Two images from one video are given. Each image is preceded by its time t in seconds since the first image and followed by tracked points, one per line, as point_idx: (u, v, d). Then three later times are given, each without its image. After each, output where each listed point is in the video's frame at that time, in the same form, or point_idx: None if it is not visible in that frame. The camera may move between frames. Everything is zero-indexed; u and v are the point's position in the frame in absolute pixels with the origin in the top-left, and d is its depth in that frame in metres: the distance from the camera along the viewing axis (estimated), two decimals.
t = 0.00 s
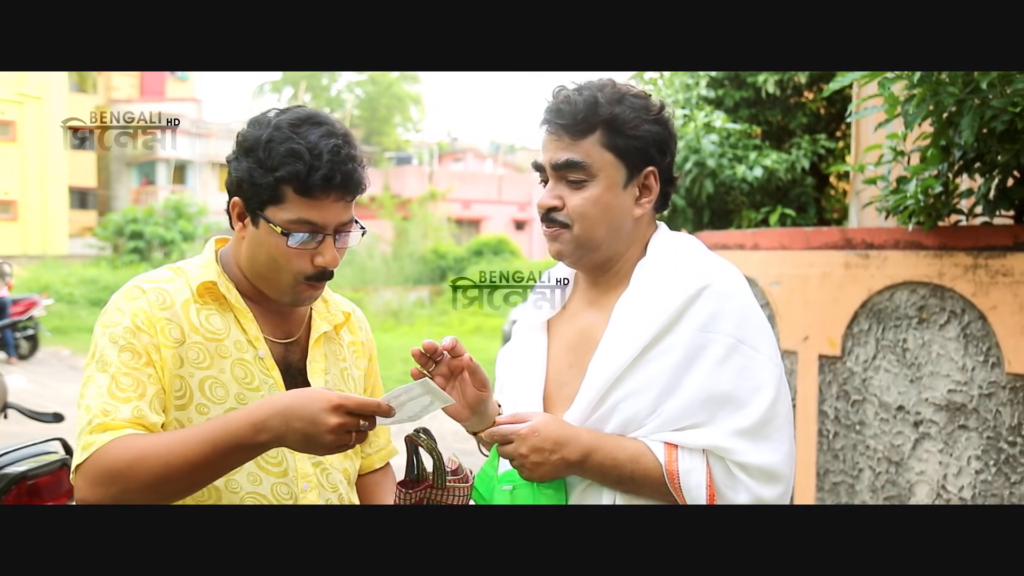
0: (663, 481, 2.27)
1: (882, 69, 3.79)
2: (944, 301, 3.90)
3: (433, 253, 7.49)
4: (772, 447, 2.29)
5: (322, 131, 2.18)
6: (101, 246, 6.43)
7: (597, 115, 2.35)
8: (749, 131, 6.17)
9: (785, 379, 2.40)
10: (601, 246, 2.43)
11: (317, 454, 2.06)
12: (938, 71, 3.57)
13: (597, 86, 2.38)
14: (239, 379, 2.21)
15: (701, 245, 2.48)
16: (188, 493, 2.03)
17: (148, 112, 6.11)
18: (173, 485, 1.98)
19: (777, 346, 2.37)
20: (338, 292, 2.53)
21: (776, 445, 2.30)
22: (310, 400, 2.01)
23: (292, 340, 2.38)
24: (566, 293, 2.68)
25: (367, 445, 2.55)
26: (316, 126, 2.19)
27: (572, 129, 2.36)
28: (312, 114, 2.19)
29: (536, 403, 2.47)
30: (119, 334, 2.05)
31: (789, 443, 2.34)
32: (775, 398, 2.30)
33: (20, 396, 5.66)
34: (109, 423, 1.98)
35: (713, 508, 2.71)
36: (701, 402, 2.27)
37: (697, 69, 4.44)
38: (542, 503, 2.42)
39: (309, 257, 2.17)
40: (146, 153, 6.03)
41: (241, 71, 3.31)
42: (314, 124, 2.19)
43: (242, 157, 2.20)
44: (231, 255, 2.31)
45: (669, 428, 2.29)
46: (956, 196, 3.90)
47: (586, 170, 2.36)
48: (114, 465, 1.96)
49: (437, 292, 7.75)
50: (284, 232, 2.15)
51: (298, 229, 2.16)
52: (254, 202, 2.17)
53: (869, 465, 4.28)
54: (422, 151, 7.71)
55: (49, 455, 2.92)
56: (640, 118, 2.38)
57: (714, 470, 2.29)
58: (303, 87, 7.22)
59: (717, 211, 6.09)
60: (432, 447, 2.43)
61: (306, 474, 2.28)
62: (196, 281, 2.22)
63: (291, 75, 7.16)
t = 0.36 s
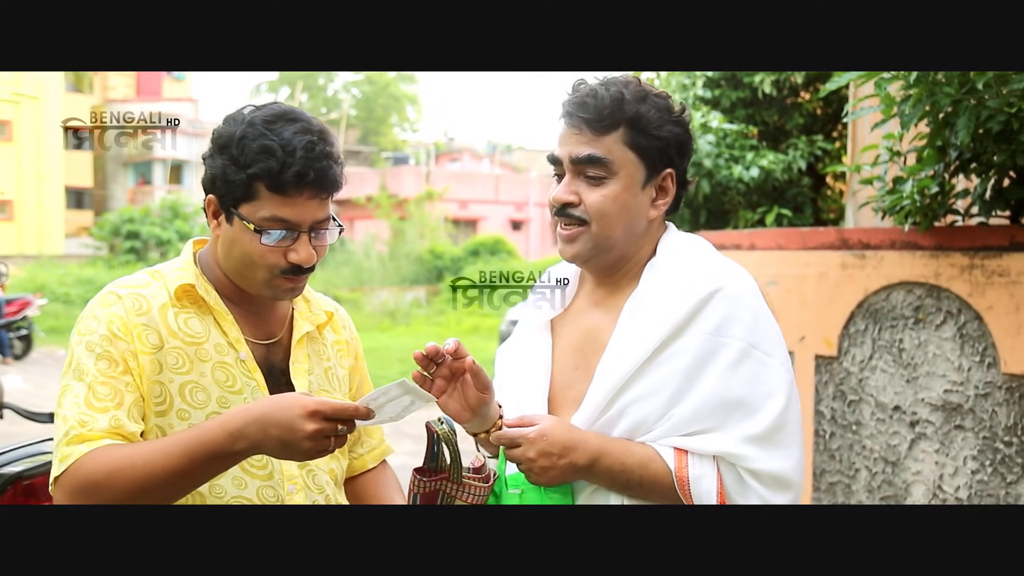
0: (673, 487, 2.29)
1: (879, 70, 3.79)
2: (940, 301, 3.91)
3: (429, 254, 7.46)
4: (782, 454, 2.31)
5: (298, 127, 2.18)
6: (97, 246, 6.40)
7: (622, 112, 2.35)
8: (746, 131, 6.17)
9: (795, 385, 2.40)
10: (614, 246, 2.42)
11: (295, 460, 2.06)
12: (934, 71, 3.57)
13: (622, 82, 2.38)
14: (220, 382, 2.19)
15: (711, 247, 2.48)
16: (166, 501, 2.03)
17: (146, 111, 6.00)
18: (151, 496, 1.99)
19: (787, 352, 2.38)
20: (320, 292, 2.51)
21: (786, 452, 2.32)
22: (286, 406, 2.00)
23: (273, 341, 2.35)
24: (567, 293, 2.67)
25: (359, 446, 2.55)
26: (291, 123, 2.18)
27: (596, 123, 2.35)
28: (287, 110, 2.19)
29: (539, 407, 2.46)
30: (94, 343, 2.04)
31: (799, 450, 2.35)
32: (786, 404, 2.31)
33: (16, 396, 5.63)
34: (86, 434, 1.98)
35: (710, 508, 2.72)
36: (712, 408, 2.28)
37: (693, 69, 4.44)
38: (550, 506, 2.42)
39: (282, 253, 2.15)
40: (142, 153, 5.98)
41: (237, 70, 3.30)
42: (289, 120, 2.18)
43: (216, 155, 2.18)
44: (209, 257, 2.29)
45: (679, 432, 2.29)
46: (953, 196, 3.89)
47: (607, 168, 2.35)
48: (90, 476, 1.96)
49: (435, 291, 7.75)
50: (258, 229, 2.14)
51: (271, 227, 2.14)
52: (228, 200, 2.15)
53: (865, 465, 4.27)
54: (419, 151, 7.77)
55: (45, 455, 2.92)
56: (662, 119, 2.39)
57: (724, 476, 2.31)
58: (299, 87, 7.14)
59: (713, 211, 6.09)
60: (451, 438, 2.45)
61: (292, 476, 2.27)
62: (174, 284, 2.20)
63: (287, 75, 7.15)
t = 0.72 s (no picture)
0: (678, 492, 2.29)
1: (877, 70, 3.79)
2: (939, 301, 3.91)
3: (428, 253, 7.52)
4: (788, 461, 2.30)
5: (285, 126, 2.17)
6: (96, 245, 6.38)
7: (630, 116, 2.34)
8: (744, 131, 6.16)
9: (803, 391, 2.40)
10: (620, 252, 2.42)
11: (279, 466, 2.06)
12: (932, 71, 3.57)
13: (629, 84, 2.36)
14: (208, 387, 2.20)
15: (720, 248, 2.47)
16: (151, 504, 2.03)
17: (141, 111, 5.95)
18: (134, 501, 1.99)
19: (796, 357, 2.38)
20: (311, 294, 2.49)
21: (792, 459, 2.31)
22: (269, 412, 2.00)
23: (262, 345, 2.34)
24: (568, 293, 2.66)
25: (360, 448, 2.55)
26: (278, 122, 2.17)
27: (602, 128, 2.34)
28: (274, 110, 2.18)
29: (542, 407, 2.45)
30: (80, 347, 2.04)
31: (805, 457, 2.35)
32: (793, 411, 2.30)
33: (13, 396, 5.61)
34: (69, 440, 1.98)
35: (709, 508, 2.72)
36: (719, 412, 2.28)
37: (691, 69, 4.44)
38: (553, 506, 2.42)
39: (271, 256, 2.15)
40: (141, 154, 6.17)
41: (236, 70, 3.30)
42: (276, 120, 2.17)
43: (202, 155, 2.18)
44: (197, 259, 2.29)
45: (684, 436, 2.29)
46: (951, 196, 3.90)
47: (613, 175, 2.35)
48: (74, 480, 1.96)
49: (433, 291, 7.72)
50: (244, 230, 2.13)
51: (258, 229, 2.14)
52: (215, 201, 2.15)
53: (863, 464, 4.26)
54: (417, 151, 7.77)
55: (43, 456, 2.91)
56: (671, 122, 2.37)
57: (730, 482, 2.31)
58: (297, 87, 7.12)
59: (711, 211, 6.03)
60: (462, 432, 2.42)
61: (280, 482, 2.28)
62: (162, 287, 2.20)
63: (285, 75, 7.16)
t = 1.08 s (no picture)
0: (674, 495, 2.29)
1: (876, 70, 3.78)
2: (937, 301, 3.91)
3: (427, 253, 7.52)
4: (784, 463, 2.30)
5: (265, 126, 2.16)
6: (94, 245, 6.37)
7: (625, 115, 2.34)
8: (743, 131, 6.16)
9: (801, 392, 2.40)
10: (617, 251, 2.41)
11: (258, 476, 2.05)
12: (931, 71, 3.57)
13: (624, 83, 2.37)
14: (194, 390, 2.19)
15: (717, 249, 2.47)
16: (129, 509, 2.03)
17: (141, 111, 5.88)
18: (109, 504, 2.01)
19: (793, 358, 2.38)
20: (302, 296, 2.50)
21: (789, 461, 2.31)
22: (245, 423, 1.99)
23: (250, 346, 2.33)
24: (568, 293, 2.66)
25: (345, 454, 2.55)
26: (259, 121, 2.17)
27: (598, 126, 2.34)
28: (254, 109, 2.17)
29: (541, 412, 2.46)
30: (61, 352, 2.04)
31: (802, 459, 2.35)
32: (790, 413, 2.31)
33: (11, 397, 5.59)
34: (47, 446, 1.98)
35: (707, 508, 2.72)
36: (716, 414, 2.28)
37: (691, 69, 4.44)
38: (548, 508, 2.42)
39: (254, 256, 2.14)
40: (138, 153, 6.12)
41: (233, 71, 3.30)
42: (257, 118, 2.17)
43: (184, 156, 2.18)
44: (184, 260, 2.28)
45: (681, 439, 2.29)
46: (949, 196, 3.90)
47: (609, 173, 2.35)
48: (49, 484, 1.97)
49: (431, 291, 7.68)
50: (227, 232, 2.13)
51: (241, 230, 2.13)
52: (197, 202, 2.15)
53: (861, 465, 4.26)
54: (416, 151, 7.77)
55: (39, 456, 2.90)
56: (666, 120, 2.38)
57: (726, 484, 2.31)
58: (296, 87, 7.17)
59: (710, 211, 6.05)
60: (409, 456, 2.46)
61: (268, 485, 2.31)
62: (146, 289, 2.19)
63: (285, 75, 7.19)
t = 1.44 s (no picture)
0: (672, 493, 2.29)
1: (875, 70, 3.78)
2: (937, 301, 3.91)
3: (427, 253, 7.53)
4: (782, 460, 2.30)
5: (243, 130, 2.16)
6: (93, 245, 6.36)
7: (613, 109, 2.36)
8: (742, 131, 6.16)
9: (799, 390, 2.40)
10: (608, 245, 2.41)
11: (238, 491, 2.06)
12: (930, 71, 3.57)
13: (613, 79, 2.39)
14: (183, 390, 2.17)
15: (713, 248, 2.47)
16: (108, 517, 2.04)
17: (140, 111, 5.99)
18: (94, 506, 2.03)
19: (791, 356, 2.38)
20: (291, 292, 2.49)
21: (786, 458, 2.31)
22: (223, 441, 2.00)
23: (240, 343, 2.33)
24: (568, 293, 2.67)
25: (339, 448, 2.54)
26: (237, 125, 2.16)
27: (587, 119, 2.36)
28: (231, 113, 2.17)
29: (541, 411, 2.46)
30: (43, 359, 2.03)
31: (800, 456, 2.35)
32: (787, 410, 2.30)
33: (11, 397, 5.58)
34: (27, 454, 1.98)
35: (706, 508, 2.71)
36: (713, 412, 2.28)
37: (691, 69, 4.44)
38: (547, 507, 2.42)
39: (236, 263, 2.15)
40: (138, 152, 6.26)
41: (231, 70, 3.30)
42: (235, 122, 2.17)
43: (163, 162, 2.18)
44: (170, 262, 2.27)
45: (679, 437, 2.29)
46: (948, 196, 3.90)
47: (598, 165, 2.36)
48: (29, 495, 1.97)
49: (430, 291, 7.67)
50: (207, 239, 2.14)
51: (220, 237, 2.14)
52: (177, 210, 2.15)
53: (861, 465, 4.26)
54: (416, 152, 7.73)
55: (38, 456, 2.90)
56: (655, 115, 2.39)
57: (723, 482, 2.31)
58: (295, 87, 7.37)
59: (709, 211, 6.04)
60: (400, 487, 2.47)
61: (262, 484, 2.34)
62: (132, 290, 2.17)
63: (284, 75, 7.26)
